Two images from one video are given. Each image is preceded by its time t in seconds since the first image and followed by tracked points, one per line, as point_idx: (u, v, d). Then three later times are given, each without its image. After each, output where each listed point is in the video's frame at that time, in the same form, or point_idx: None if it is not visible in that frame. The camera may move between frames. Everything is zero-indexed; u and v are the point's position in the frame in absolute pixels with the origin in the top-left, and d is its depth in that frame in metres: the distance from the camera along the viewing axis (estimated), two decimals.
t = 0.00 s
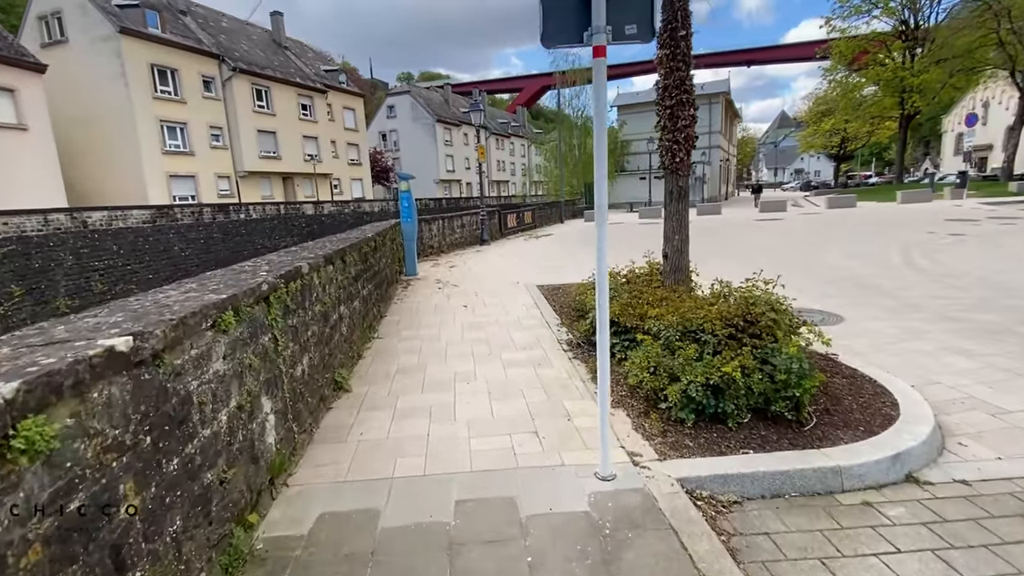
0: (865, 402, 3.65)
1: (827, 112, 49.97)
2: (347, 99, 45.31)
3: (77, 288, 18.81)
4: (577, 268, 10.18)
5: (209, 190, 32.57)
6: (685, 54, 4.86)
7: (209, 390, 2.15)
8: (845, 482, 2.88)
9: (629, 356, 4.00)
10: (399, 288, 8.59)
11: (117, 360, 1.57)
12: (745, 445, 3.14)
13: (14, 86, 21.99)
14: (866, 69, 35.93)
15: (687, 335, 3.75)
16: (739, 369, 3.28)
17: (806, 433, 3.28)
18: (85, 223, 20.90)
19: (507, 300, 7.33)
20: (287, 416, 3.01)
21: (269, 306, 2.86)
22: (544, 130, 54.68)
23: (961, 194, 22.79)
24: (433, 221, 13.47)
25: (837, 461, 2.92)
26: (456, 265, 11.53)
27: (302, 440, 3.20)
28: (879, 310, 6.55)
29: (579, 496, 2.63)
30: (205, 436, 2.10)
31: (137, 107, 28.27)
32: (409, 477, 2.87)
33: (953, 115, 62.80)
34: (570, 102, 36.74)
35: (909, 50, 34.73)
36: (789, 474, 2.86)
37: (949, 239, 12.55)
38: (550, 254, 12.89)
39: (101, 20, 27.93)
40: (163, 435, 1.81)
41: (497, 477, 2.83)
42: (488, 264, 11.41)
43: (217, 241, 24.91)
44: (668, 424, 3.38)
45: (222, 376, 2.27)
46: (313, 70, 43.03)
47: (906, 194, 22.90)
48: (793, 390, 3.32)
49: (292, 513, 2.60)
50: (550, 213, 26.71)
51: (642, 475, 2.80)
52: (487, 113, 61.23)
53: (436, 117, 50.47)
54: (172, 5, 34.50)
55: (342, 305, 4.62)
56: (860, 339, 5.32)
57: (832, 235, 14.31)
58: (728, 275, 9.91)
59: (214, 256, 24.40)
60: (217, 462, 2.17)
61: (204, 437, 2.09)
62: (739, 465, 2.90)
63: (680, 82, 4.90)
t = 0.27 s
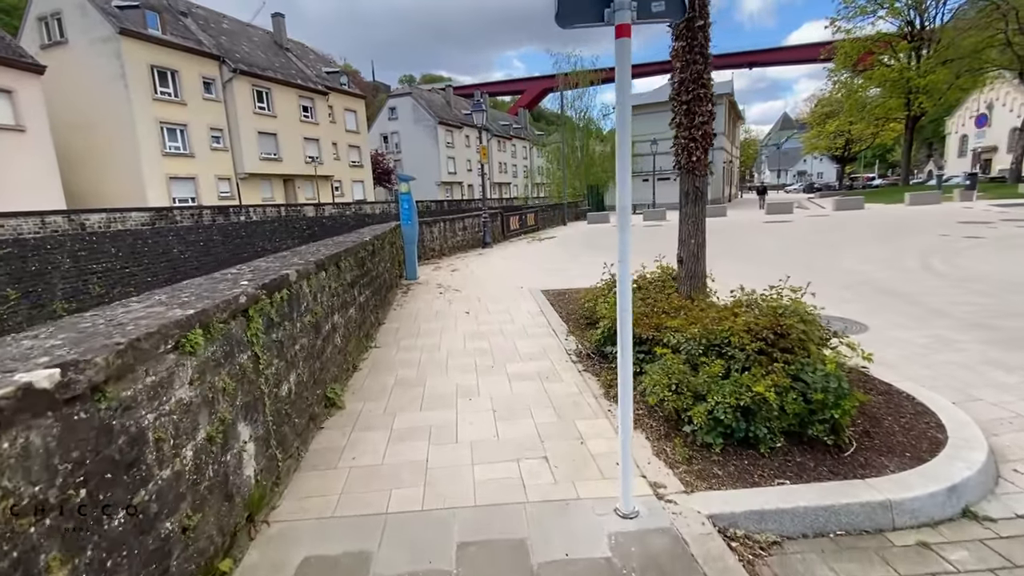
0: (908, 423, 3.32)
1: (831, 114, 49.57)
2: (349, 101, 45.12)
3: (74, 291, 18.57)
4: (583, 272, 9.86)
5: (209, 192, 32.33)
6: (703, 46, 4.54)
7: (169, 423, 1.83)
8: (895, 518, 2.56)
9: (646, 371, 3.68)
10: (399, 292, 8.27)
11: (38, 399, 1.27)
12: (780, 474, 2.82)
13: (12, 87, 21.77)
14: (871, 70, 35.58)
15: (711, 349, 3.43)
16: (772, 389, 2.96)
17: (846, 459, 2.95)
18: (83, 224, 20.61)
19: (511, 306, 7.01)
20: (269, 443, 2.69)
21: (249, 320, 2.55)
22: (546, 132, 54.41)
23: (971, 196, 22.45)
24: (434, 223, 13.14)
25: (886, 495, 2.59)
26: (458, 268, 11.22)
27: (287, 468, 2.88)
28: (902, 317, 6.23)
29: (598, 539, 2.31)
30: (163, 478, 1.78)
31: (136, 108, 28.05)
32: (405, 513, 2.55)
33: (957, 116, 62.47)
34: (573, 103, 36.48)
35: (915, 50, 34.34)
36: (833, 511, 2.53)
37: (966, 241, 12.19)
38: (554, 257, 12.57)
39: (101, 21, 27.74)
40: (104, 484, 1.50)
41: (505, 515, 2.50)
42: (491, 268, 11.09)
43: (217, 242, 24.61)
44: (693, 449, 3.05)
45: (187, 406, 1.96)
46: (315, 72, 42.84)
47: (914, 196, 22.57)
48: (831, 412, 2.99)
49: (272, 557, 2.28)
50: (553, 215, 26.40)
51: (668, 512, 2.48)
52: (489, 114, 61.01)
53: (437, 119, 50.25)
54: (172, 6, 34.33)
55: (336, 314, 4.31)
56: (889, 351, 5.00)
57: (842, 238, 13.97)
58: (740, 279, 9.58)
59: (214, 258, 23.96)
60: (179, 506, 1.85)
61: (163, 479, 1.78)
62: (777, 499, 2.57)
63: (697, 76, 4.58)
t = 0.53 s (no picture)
0: (956, 450, 2.99)
1: (835, 116, 49.25)
2: (350, 104, 44.95)
3: (70, 294, 18.25)
4: (589, 277, 9.50)
5: (209, 195, 32.10)
6: (722, 37, 4.23)
7: (104, 472, 1.51)
8: (959, 568, 2.22)
9: (665, 391, 3.35)
10: (397, 299, 7.95)
11: None
12: (822, 513, 2.48)
13: (9, 88, 21.54)
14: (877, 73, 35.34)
15: (737, 368, 3.10)
16: (811, 414, 2.63)
17: (894, 494, 2.61)
18: (80, 228, 20.45)
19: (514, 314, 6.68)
20: (243, 477, 2.37)
21: (218, 338, 2.22)
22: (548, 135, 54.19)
23: (981, 199, 22.07)
24: (435, 226, 12.84)
25: (948, 540, 2.25)
26: (459, 273, 10.89)
27: (263, 504, 2.56)
28: (928, 327, 5.88)
29: None
30: (94, 540, 1.45)
31: (135, 110, 27.85)
32: (395, 561, 2.22)
33: (961, 119, 62.09)
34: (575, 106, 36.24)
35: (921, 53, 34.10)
36: (889, 560, 2.19)
37: (981, 245, 11.85)
38: (557, 262, 12.24)
39: (100, 23, 27.58)
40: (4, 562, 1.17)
41: (511, 561, 2.18)
42: (493, 273, 10.76)
43: (217, 245, 24.56)
44: (721, 482, 2.72)
45: (132, 447, 1.64)
46: (316, 74, 42.68)
47: (923, 199, 22.20)
48: (876, 441, 2.65)
49: None
50: (556, 219, 26.08)
51: (699, 562, 2.15)
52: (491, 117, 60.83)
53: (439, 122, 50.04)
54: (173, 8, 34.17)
55: (326, 325, 3.99)
56: (921, 366, 4.66)
57: (852, 242, 13.61)
58: (752, 285, 9.23)
59: (213, 261, 23.99)
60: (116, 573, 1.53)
61: (94, 542, 1.45)
62: (823, 547, 2.23)
63: (715, 70, 4.26)
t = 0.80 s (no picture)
0: (1015, 485, 2.67)
1: (837, 120, 49.04)
2: (350, 106, 44.72)
3: (64, 298, 17.86)
4: (594, 283, 9.17)
5: (207, 197, 31.79)
6: (742, 29, 3.93)
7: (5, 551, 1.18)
8: None
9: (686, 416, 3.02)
10: (394, 305, 7.63)
11: None
12: (875, 566, 2.15)
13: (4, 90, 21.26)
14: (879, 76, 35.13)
15: (768, 392, 2.77)
16: (858, 450, 2.32)
17: (953, 542, 2.28)
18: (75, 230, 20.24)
19: (516, 323, 6.35)
20: (206, 526, 2.05)
21: (176, 366, 1.90)
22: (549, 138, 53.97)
23: (988, 203, 21.76)
24: (434, 230, 12.53)
25: None
26: (459, 278, 10.57)
27: (233, 553, 2.23)
28: (956, 338, 5.55)
29: None
30: None
31: (133, 112, 27.57)
32: None
33: (962, 123, 61.90)
34: (576, 109, 35.99)
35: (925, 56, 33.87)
36: None
37: (995, 251, 11.54)
38: (559, 266, 11.90)
39: (98, 24, 27.34)
40: None
41: None
42: (494, 278, 10.44)
43: (214, 247, 24.55)
44: (754, 525, 2.40)
45: (49, 513, 1.31)
46: (316, 77, 42.45)
47: (929, 203, 21.89)
48: (931, 479, 2.32)
49: None
50: (556, 222, 25.78)
51: None
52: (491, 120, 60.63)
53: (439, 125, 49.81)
54: (172, 10, 33.94)
55: (314, 339, 3.68)
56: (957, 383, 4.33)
57: (861, 247, 13.28)
58: (762, 291, 8.91)
59: (210, 264, 23.96)
60: None
61: None
62: None
63: (735, 64, 3.95)
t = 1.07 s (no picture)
0: None
1: (836, 124, 48.95)
2: (348, 110, 44.45)
3: (56, 303, 17.45)
4: (598, 290, 8.84)
5: (203, 201, 31.43)
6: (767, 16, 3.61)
7: None
8: None
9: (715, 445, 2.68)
10: (389, 313, 7.29)
11: None
12: None
13: None
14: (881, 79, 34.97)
15: (809, 419, 2.44)
16: (926, 492, 1.99)
17: None
18: (67, 234, 19.84)
19: (518, 332, 6.02)
20: None
21: (113, 401, 1.56)
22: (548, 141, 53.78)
23: (993, 207, 21.55)
24: (432, 234, 12.21)
25: None
26: (457, 284, 10.23)
27: None
28: (987, 350, 5.24)
29: None
30: None
31: (128, 115, 27.26)
32: None
33: (961, 127, 61.87)
34: (576, 112, 35.74)
35: (926, 59, 33.74)
36: None
37: (1008, 255, 11.26)
38: (561, 271, 11.57)
39: (93, 26, 27.05)
40: None
41: None
42: (494, 284, 10.10)
43: (210, 251, 23.68)
44: None
45: None
46: (314, 80, 42.19)
47: (933, 207, 21.62)
48: (1009, 526, 1.99)
49: None
50: (556, 226, 25.47)
51: None
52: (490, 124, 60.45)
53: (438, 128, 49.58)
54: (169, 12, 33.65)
55: (299, 355, 3.34)
56: (1001, 402, 4.00)
57: (869, 252, 12.97)
58: (772, 298, 8.55)
59: (206, 268, 23.09)
60: None
61: None
62: None
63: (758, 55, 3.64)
